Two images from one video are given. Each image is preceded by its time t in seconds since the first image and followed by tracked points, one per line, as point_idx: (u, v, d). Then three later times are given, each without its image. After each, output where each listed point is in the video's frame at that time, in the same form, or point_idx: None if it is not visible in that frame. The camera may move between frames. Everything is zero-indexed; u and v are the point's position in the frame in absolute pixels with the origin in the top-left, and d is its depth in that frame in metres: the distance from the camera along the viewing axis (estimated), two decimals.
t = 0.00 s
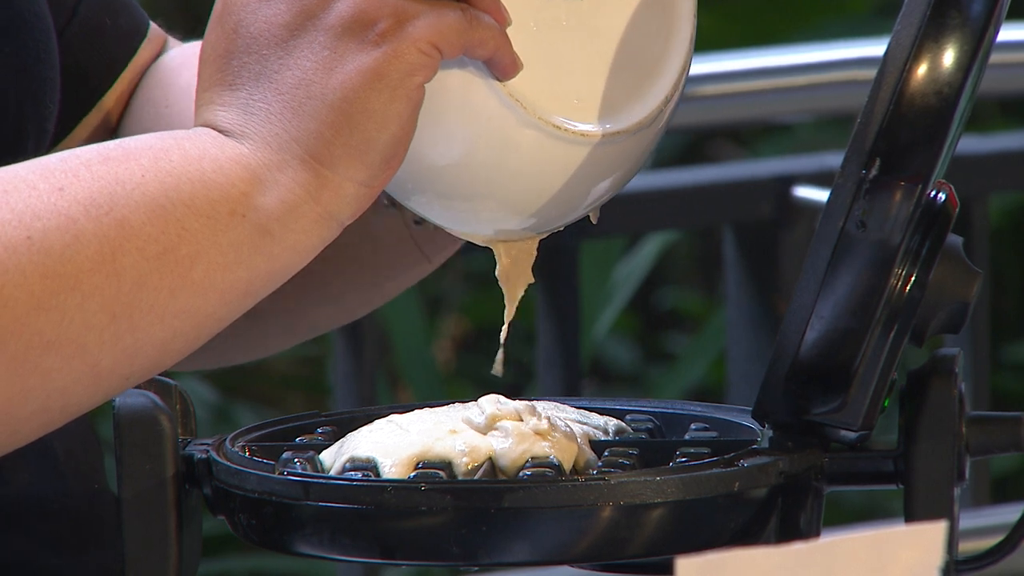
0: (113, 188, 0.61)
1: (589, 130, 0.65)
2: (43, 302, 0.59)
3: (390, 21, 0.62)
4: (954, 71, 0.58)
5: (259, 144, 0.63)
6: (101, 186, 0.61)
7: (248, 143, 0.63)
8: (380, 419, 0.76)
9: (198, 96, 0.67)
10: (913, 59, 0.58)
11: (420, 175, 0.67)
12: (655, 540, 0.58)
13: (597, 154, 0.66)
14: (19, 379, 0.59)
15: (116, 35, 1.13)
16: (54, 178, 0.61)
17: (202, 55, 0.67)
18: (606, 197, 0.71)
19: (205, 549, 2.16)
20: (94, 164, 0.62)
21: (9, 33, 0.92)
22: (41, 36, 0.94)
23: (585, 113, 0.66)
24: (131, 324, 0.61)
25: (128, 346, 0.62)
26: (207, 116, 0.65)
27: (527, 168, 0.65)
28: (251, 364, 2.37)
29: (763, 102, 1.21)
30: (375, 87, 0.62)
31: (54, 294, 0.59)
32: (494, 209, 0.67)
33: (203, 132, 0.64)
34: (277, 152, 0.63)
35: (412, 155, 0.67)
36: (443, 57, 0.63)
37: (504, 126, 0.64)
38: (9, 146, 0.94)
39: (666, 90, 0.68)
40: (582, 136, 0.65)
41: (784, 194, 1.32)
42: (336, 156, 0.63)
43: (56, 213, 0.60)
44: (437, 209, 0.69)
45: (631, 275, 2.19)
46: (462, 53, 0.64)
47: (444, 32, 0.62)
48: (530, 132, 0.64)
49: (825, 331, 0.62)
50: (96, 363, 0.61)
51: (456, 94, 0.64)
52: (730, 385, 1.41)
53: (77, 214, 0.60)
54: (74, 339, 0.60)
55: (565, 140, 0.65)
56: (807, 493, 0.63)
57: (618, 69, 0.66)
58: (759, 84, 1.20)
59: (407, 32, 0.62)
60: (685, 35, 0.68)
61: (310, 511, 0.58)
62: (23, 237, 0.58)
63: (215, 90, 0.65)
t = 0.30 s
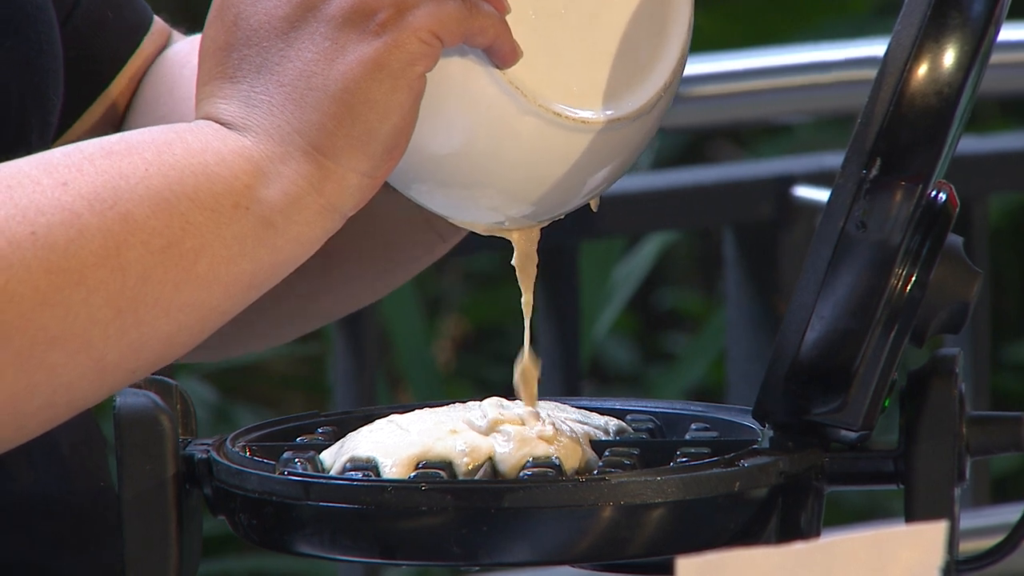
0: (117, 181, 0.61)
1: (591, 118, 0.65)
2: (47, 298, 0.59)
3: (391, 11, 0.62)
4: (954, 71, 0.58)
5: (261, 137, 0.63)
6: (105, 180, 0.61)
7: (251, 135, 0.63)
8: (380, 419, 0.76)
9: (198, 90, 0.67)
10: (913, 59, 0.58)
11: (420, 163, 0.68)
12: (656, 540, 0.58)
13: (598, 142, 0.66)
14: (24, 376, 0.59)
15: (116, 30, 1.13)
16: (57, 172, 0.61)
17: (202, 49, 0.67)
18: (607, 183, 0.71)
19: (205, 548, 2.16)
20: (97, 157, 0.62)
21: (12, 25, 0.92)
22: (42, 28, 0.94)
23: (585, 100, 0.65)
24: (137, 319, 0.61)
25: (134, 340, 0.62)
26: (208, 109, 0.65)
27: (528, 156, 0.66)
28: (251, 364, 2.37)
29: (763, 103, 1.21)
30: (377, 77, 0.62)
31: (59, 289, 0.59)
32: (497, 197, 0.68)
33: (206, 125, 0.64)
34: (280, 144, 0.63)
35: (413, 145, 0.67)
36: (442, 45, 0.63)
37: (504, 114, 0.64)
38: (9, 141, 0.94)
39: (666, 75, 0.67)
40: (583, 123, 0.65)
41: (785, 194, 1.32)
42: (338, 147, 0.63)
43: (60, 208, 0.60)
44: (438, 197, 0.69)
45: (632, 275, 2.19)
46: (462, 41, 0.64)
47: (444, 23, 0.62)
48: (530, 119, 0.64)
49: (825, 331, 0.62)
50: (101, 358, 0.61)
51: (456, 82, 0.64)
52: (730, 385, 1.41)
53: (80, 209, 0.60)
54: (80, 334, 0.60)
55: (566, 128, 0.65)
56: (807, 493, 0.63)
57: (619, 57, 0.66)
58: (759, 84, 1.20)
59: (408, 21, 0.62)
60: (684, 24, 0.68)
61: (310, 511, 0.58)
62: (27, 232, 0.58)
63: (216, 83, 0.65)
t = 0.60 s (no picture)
0: (112, 192, 0.61)
1: (588, 121, 0.65)
2: (43, 308, 0.59)
3: (385, 21, 0.62)
4: (954, 71, 0.59)
5: (256, 147, 0.63)
6: (100, 191, 0.61)
7: (246, 146, 0.63)
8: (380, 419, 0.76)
9: (194, 100, 0.67)
10: (913, 59, 0.58)
11: (418, 169, 0.68)
12: (655, 539, 0.58)
13: (597, 144, 0.67)
14: (19, 386, 0.59)
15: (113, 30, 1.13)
16: (52, 183, 0.61)
17: (196, 59, 0.67)
18: (605, 184, 0.71)
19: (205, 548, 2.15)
20: (93, 168, 0.62)
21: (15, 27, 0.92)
22: (46, 30, 0.95)
23: (581, 105, 0.65)
24: (132, 328, 0.61)
25: (129, 350, 0.62)
26: (203, 120, 0.65)
27: (524, 162, 0.66)
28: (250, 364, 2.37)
29: (756, 102, 1.21)
30: (372, 87, 0.62)
31: (55, 299, 0.59)
32: (495, 201, 0.68)
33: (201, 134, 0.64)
34: (275, 154, 0.63)
35: (409, 152, 0.67)
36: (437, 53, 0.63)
37: (499, 120, 0.64)
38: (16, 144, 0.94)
39: (661, 76, 0.68)
40: (578, 127, 0.65)
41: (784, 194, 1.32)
42: (334, 158, 0.63)
43: (55, 218, 0.60)
44: (436, 203, 0.69)
45: (631, 275, 2.19)
46: (456, 50, 0.64)
47: (438, 32, 0.62)
48: (526, 124, 0.64)
49: (825, 331, 0.62)
50: (97, 368, 0.61)
51: (451, 90, 0.64)
52: (730, 385, 1.41)
53: (76, 219, 0.60)
54: (75, 344, 0.60)
55: (562, 132, 0.65)
56: (807, 493, 0.63)
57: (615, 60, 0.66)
58: (759, 84, 1.20)
59: (402, 31, 0.62)
60: (677, 26, 0.68)
61: (310, 511, 0.58)
62: (23, 242, 0.59)
63: (211, 93, 0.65)
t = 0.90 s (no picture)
0: (114, 193, 0.61)
1: (587, 115, 0.66)
2: (46, 310, 0.59)
3: (384, 18, 0.62)
4: (954, 71, 0.59)
5: (257, 146, 0.63)
6: (103, 192, 0.61)
7: (247, 146, 0.63)
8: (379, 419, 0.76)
9: (193, 101, 0.66)
10: (913, 59, 0.58)
11: (418, 165, 0.68)
12: (656, 539, 0.58)
13: (598, 138, 0.67)
14: (22, 389, 0.59)
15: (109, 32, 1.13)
16: (54, 184, 0.61)
17: (196, 60, 0.66)
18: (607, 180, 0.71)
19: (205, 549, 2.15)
20: (95, 170, 0.62)
21: (13, 28, 0.93)
22: (42, 31, 0.95)
23: (581, 99, 0.66)
24: (135, 329, 0.61)
25: (132, 352, 0.62)
26: (204, 120, 0.64)
27: (524, 155, 0.66)
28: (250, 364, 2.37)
29: (757, 102, 1.20)
30: (371, 85, 0.62)
31: (58, 301, 0.59)
32: (497, 195, 0.68)
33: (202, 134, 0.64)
34: (276, 153, 0.63)
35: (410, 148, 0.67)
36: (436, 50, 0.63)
37: (500, 113, 0.65)
38: (13, 143, 0.94)
39: (662, 69, 0.68)
40: (579, 122, 0.65)
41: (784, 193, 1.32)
42: (335, 156, 0.63)
43: (58, 220, 0.60)
44: (436, 197, 0.70)
45: (631, 276, 2.19)
46: (457, 45, 0.64)
47: (437, 30, 0.62)
48: (527, 119, 0.65)
49: (825, 331, 0.62)
50: (99, 369, 0.61)
51: (452, 85, 0.64)
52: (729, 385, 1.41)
53: (78, 220, 0.60)
54: (77, 346, 0.60)
55: (563, 126, 0.65)
56: (807, 493, 0.63)
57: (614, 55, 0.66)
58: (758, 84, 1.20)
59: (401, 29, 0.62)
60: (678, 21, 0.69)
61: (310, 511, 0.58)
62: (26, 244, 0.58)
63: (211, 93, 0.65)
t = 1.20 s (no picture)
0: (106, 192, 0.61)
1: (582, 121, 0.65)
2: (36, 309, 0.59)
3: (376, 16, 0.61)
4: (956, 73, 0.59)
5: (251, 146, 0.63)
6: (94, 191, 0.61)
7: (241, 146, 0.63)
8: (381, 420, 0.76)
9: (187, 100, 0.66)
10: (915, 61, 0.59)
11: (415, 171, 0.68)
12: (659, 540, 0.58)
13: (593, 145, 0.67)
14: (15, 387, 0.59)
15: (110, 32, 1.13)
16: (46, 183, 0.61)
17: (191, 59, 0.66)
18: (605, 188, 0.71)
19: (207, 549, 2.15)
20: (86, 168, 0.62)
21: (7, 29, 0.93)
22: (37, 33, 0.95)
23: (576, 105, 0.66)
24: (127, 328, 0.61)
25: (123, 350, 0.62)
26: (198, 119, 0.64)
27: (519, 161, 0.66)
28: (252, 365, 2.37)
29: (772, 102, 1.21)
30: (363, 83, 0.61)
31: (48, 300, 0.59)
32: (494, 203, 0.68)
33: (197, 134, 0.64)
34: (269, 153, 0.63)
35: (406, 154, 0.67)
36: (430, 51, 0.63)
37: (495, 119, 0.65)
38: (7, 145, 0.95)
39: (659, 76, 0.68)
40: (574, 127, 0.65)
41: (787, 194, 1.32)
42: (328, 155, 0.63)
43: (48, 219, 0.60)
44: (435, 207, 0.70)
45: (633, 277, 2.19)
46: (449, 46, 0.64)
47: (431, 29, 0.62)
48: (521, 124, 0.65)
49: (827, 333, 0.62)
50: (92, 368, 0.61)
51: (446, 90, 0.64)
52: (732, 386, 1.41)
53: (69, 220, 0.60)
54: (68, 344, 0.60)
55: (557, 132, 0.65)
56: (809, 494, 0.63)
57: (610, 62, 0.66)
58: (759, 86, 1.20)
59: (393, 27, 0.61)
60: (676, 24, 0.68)
61: (313, 512, 0.58)
62: (17, 243, 0.59)
63: (205, 93, 0.64)
